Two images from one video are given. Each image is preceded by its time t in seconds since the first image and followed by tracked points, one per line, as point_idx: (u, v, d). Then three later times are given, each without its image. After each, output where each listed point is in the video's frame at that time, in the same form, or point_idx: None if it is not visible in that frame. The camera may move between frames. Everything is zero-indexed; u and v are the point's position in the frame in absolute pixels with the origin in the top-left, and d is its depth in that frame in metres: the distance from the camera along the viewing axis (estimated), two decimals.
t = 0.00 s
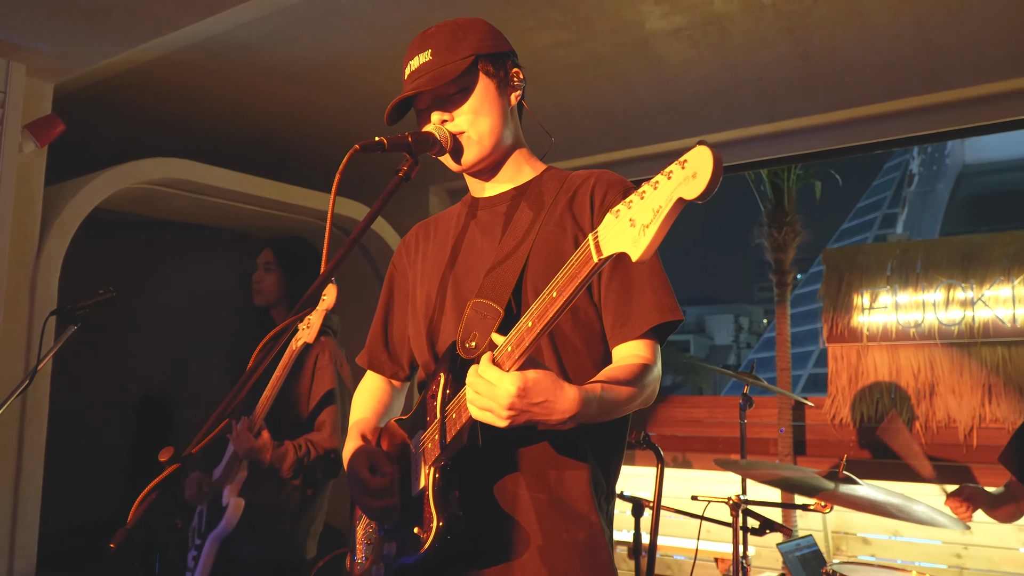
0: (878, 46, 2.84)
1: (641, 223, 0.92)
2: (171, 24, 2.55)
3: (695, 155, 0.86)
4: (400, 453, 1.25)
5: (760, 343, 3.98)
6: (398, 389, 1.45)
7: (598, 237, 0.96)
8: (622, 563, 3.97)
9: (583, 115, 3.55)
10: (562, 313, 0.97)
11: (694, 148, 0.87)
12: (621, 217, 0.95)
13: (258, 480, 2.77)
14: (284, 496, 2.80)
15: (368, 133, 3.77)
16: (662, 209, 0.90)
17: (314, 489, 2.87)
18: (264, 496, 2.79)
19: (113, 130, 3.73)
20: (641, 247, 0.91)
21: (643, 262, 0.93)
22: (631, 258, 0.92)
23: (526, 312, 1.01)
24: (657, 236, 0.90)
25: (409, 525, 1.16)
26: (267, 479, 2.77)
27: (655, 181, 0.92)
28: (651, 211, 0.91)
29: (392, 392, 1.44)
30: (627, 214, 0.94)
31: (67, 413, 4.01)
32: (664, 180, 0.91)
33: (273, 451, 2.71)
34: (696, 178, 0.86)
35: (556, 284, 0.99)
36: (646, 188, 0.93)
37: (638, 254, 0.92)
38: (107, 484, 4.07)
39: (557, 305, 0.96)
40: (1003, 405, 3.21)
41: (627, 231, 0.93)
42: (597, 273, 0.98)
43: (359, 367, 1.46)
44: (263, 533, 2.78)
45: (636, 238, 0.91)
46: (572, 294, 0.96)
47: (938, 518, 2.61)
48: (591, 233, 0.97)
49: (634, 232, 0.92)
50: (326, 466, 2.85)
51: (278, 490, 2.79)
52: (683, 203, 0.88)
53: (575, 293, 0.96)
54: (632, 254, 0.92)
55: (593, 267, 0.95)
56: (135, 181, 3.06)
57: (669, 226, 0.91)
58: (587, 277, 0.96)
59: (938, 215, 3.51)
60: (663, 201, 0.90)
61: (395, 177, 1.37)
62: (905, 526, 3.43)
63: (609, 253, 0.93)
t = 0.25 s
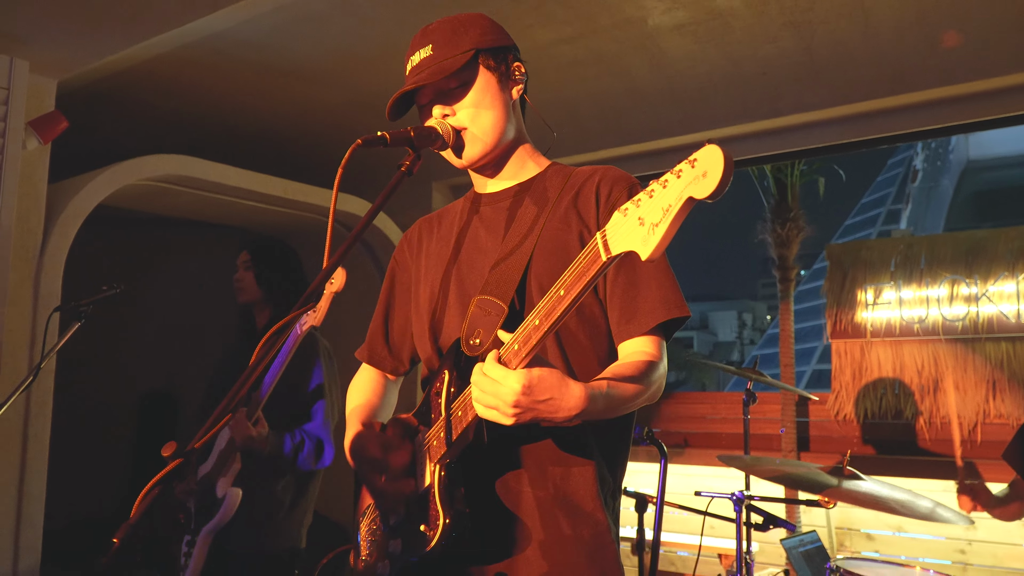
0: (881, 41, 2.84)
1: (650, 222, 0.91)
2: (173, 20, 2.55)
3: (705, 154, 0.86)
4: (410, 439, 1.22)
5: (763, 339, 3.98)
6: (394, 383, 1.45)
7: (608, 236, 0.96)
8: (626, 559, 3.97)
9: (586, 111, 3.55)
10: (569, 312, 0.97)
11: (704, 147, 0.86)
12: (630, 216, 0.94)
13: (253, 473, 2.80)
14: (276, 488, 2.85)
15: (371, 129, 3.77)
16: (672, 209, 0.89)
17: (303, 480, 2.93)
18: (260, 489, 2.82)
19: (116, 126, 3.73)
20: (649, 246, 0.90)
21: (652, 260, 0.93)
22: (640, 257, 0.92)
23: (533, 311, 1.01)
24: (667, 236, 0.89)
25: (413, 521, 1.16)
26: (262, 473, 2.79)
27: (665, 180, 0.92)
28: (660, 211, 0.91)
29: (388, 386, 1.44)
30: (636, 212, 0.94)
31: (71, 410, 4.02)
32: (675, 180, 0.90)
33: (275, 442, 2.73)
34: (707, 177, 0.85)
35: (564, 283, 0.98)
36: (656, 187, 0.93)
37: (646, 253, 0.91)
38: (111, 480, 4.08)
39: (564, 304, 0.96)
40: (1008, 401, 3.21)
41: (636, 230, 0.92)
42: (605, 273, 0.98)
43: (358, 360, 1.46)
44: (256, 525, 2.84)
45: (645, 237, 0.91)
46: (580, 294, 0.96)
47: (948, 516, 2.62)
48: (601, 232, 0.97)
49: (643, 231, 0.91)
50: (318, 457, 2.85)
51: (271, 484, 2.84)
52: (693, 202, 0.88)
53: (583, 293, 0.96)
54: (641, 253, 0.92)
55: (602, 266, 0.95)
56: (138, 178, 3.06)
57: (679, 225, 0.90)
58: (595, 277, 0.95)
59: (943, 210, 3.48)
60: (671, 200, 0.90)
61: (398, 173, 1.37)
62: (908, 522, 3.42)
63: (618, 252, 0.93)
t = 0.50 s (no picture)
0: (882, 38, 2.83)
1: (652, 213, 0.90)
2: (172, 18, 2.55)
3: (706, 146, 0.85)
4: (405, 436, 1.24)
5: (764, 337, 3.99)
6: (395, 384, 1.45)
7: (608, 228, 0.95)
8: (626, 557, 3.97)
9: (586, 108, 3.54)
10: (569, 305, 0.97)
11: (705, 139, 0.85)
12: (631, 208, 0.93)
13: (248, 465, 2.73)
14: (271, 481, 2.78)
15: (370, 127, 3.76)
16: (673, 200, 0.89)
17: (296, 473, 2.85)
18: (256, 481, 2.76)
19: (115, 125, 3.73)
20: (651, 238, 0.90)
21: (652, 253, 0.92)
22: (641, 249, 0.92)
23: (533, 305, 1.01)
24: (667, 228, 0.89)
25: (411, 518, 1.17)
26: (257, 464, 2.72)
27: (666, 171, 0.91)
28: (661, 202, 0.90)
29: (388, 385, 1.45)
30: (637, 204, 0.93)
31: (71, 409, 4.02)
32: (675, 171, 0.89)
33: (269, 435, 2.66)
34: (708, 167, 0.84)
35: (563, 277, 0.98)
36: (657, 178, 0.92)
37: (648, 244, 0.91)
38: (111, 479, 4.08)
39: (565, 296, 0.96)
40: (1009, 398, 3.20)
41: (638, 222, 0.92)
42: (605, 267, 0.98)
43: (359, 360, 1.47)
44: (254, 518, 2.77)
45: (646, 230, 0.90)
46: (580, 286, 0.96)
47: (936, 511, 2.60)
48: (601, 224, 0.96)
49: (644, 223, 0.91)
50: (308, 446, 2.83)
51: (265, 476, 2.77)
52: (694, 193, 0.87)
53: (583, 285, 0.96)
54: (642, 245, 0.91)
55: (602, 258, 0.95)
56: (138, 176, 3.05)
57: (680, 217, 0.89)
58: (595, 269, 0.95)
59: (944, 207, 3.49)
60: (673, 191, 0.89)
61: (396, 169, 1.36)
62: (909, 519, 3.42)
63: (619, 244, 0.93)
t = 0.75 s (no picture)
0: (881, 37, 2.83)
1: (653, 225, 0.90)
2: (171, 18, 2.55)
3: (708, 159, 0.84)
4: (400, 433, 1.23)
5: (764, 336, 4.01)
6: (395, 383, 1.46)
7: (610, 236, 0.95)
8: (625, 556, 3.97)
9: (585, 107, 3.54)
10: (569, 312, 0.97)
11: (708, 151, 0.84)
12: (633, 219, 0.93)
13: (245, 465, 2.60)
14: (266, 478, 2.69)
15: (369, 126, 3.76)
16: (674, 212, 0.88)
17: (291, 465, 2.81)
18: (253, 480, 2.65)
19: (114, 125, 3.72)
20: (650, 249, 0.90)
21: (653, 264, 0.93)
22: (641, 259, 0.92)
23: (532, 311, 1.01)
24: (667, 240, 0.89)
25: (404, 518, 1.18)
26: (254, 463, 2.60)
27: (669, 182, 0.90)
28: (663, 214, 0.90)
29: (387, 386, 1.44)
30: (638, 214, 0.93)
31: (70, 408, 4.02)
32: (677, 182, 0.89)
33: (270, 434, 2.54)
34: (711, 181, 0.83)
35: (562, 284, 0.98)
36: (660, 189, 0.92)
37: (648, 256, 0.91)
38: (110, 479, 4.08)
39: (563, 305, 0.96)
40: (1008, 397, 3.20)
41: (639, 233, 0.92)
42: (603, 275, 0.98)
43: (358, 361, 1.46)
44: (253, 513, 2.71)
45: (646, 240, 0.90)
46: (578, 295, 0.96)
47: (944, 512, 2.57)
48: (602, 234, 0.96)
49: (645, 234, 0.91)
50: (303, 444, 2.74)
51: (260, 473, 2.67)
52: (695, 205, 0.86)
53: (581, 294, 0.96)
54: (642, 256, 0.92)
55: (603, 268, 0.94)
56: (137, 176, 3.05)
57: (682, 228, 0.89)
58: (594, 278, 0.95)
59: (944, 206, 3.49)
60: (674, 203, 0.89)
61: (393, 170, 1.36)
62: (909, 518, 3.42)
63: (619, 254, 0.93)
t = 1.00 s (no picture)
0: (875, 39, 2.84)
1: (664, 237, 0.91)
2: (166, 20, 2.54)
3: (726, 176, 0.86)
4: (395, 442, 1.25)
5: (759, 338, 3.99)
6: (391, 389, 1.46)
7: (620, 246, 0.95)
8: (620, 558, 3.98)
9: (581, 109, 3.54)
10: (575, 321, 0.97)
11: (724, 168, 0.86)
12: (644, 230, 0.93)
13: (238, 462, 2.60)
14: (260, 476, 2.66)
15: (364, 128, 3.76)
16: (687, 226, 0.90)
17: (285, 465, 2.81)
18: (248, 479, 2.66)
19: (108, 127, 3.72)
20: (664, 262, 0.91)
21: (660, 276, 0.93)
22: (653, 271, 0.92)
23: (537, 319, 1.01)
24: (681, 254, 0.90)
25: (401, 522, 1.18)
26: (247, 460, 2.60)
27: (681, 197, 0.91)
28: (676, 227, 0.91)
29: (383, 390, 1.44)
30: (647, 226, 0.93)
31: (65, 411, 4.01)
32: (692, 197, 0.90)
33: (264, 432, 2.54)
34: (728, 197, 0.85)
35: (570, 292, 0.98)
36: (671, 203, 0.92)
37: (658, 269, 0.92)
38: (105, 482, 4.07)
39: (572, 314, 0.96)
40: (1003, 398, 3.20)
41: (651, 245, 0.92)
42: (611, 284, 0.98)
43: (353, 364, 1.46)
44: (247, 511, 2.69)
45: (657, 253, 0.91)
46: (586, 305, 0.96)
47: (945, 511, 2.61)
48: (613, 244, 0.96)
49: (656, 247, 0.91)
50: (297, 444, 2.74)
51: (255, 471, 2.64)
52: (710, 221, 0.88)
53: (588, 304, 0.96)
54: (652, 268, 0.92)
55: (614, 278, 0.95)
56: (133, 178, 3.05)
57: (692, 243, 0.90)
58: (602, 289, 0.95)
59: (939, 209, 3.47)
60: (686, 218, 0.90)
61: (390, 171, 1.36)
62: (903, 520, 3.42)
63: (630, 265, 0.93)
